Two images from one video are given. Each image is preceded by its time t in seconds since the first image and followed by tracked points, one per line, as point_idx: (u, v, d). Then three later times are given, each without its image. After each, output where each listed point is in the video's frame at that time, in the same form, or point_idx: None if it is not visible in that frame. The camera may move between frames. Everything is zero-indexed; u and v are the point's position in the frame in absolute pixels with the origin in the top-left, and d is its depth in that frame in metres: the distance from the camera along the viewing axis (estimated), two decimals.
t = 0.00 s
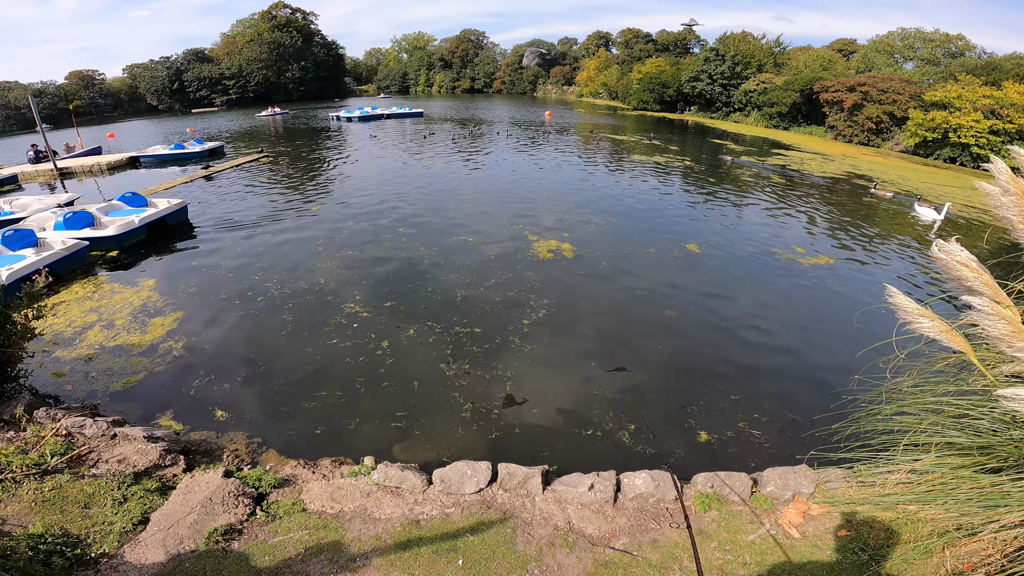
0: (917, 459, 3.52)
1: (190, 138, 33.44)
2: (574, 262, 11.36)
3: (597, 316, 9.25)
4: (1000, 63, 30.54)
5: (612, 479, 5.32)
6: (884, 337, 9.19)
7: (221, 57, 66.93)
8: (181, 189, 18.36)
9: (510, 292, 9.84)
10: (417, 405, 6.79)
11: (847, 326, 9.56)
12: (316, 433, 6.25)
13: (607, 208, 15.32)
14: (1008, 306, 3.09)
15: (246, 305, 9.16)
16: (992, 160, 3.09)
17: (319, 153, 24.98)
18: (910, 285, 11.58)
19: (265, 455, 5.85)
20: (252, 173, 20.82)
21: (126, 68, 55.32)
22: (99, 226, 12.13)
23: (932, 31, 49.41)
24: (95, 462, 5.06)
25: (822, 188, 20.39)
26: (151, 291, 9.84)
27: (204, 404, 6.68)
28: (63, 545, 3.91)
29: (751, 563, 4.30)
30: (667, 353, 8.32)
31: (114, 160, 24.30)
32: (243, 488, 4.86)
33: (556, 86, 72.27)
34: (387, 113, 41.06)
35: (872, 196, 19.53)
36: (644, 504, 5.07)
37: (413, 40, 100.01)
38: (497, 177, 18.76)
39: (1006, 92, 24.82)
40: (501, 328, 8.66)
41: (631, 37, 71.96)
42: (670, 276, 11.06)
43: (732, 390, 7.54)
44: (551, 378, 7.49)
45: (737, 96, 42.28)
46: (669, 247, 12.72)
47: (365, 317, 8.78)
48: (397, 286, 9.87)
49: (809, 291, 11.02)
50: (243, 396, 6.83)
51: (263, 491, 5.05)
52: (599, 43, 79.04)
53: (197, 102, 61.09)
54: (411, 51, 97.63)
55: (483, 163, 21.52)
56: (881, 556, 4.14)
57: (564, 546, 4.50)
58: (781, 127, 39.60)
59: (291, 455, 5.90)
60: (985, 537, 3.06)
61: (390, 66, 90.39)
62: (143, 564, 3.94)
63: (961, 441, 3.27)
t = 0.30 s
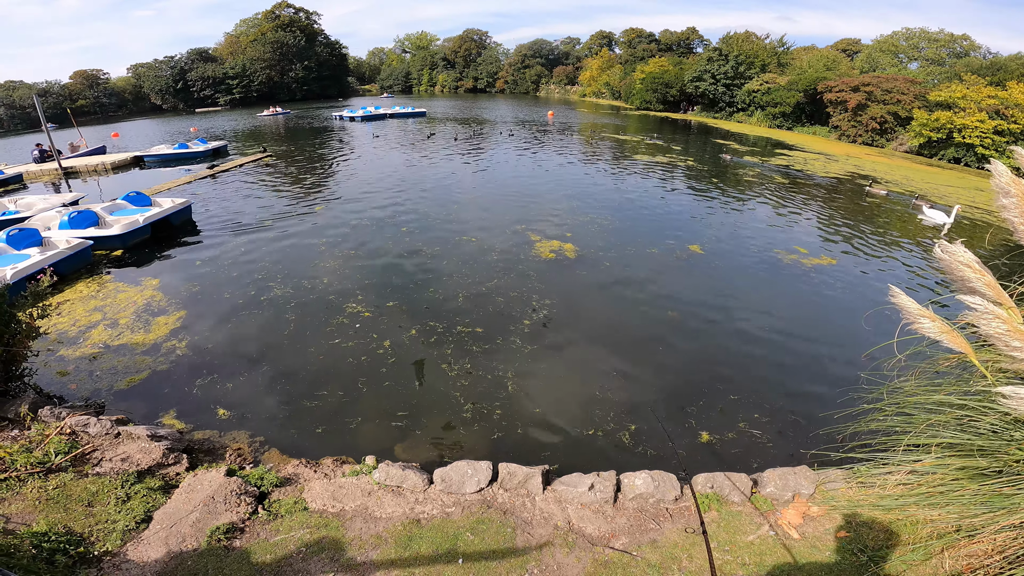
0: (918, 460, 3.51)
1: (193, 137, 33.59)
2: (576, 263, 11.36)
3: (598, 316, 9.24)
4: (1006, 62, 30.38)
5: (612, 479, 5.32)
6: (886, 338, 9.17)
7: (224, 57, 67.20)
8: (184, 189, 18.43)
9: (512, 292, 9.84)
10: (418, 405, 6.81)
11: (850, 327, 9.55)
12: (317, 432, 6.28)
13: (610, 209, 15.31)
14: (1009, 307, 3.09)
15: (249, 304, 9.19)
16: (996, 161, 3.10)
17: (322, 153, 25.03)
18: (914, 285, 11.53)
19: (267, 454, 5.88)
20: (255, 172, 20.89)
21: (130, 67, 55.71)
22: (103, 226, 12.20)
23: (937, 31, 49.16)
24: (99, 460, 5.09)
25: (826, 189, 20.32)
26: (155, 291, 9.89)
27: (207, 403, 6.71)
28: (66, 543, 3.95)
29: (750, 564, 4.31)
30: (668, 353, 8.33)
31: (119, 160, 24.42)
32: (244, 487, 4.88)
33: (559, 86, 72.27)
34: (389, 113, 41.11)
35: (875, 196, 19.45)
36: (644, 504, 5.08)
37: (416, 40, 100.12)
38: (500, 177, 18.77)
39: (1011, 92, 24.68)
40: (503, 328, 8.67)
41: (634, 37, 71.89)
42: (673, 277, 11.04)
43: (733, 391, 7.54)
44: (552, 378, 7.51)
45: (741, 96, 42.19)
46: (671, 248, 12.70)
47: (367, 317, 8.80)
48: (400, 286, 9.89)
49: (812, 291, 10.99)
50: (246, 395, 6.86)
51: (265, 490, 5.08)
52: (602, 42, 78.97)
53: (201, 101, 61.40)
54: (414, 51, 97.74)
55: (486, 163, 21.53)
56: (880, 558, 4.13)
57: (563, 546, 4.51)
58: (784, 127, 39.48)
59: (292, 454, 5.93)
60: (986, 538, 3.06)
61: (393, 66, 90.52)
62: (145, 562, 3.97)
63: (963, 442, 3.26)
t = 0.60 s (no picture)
0: (917, 466, 3.48)
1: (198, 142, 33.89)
2: (576, 269, 11.36)
3: (598, 322, 9.24)
4: (1008, 66, 30.34)
5: (608, 485, 5.30)
6: (888, 344, 9.13)
7: (230, 62, 67.81)
8: (188, 193, 18.57)
9: (512, 298, 9.85)
10: (416, 410, 6.82)
11: (852, 333, 9.50)
12: (314, 436, 6.29)
13: (611, 214, 15.33)
14: (1009, 313, 3.07)
15: (250, 309, 9.24)
16: (1001, 165, 3.07)
17: (325, 158, 25.17)
18: (916, 291, 11.48)
19: (264, 458, 5.90)
20: (259, 178, 21.03)
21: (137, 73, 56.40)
22: (107, 229, 12.31)
23: (939, 35, 49.16)
24: (97, 462, 5.12)
25: (828, 194, 20.29)
26: (157, 295, 9.96)
27: (206, 407, 6.74)
28: (61, 543, 3.97)
29: (745, 570, 4.28)
30: (667, 359, 8.32)
31: (124, 164, 24.63)
32: (241, 490, 4.90)
33: (562, 92, 72.60)
34: (393, 118, 41.36)
35: (878, 202, 19.39)
36: (640, 510, 5.06)
37: (419, 46, 100.86)
38: (501, 182, 18.84)
39: (1014, 96, 24.64)
40: (502, 334, 8.68)
41: (636, 42, 72.20)
42: (673, 283, 11.03)
43: (732, 396, 7.51)
44: (551, 384, 7.51)
45: (743, 102, 42.25)
46: (672, 253, 12.69)
47: (367, 322, 8.82)
48: (400, 292, 9.92)
49: (813, 297, 10.95)
50: (244, 399, 6.89)
51: (261, 493, 5.09)
52: (605, 48, 79.34)
53: (206, 106, 61.99)
54: (418, 57, 98.44)
55: (488, 169, 21.60)
56: (878, 564, 4.07)
57: (558, 551, 4.50)
58: (787, 132, 39.47)
59: (289, 458, 5.94)
60: (985, 545, 3.02)
61: (397, 72, 91.12)
62: (140, 564, 3.98)
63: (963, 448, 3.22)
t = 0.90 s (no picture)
0: (934, 478, 3.42)
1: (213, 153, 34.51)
2: (587, 283, 11.35)
3: (608, 336, 9.22)
4: (1019, 77, 30.23)
5: (620, 497, 5.24)
6: (902, 358, 9.03)
7: (244, 73, 69.22)
8: (203, 204, 18.85)
9: (523, 312, 9.85)
10: (426, 421, 6.81)
11: (866, 347, 9.39)
12: (323, 446, 6.30)
13: (621, 228, 15.36)
14: None
15: (262, 320, 9.32)
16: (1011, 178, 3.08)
17: (337, 171, 25.45)
18: (930, 305, 11.36)
19: (274, 467, 5.91)
20: (272, 189, 21.34)
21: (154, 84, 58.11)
22: (124, 239, 12.52)
23: (948, 46, 49.07)
24: (109, 470, 5.15)
25: (839, 207, 20.21)
26: (171, 304, 10.08)
27: (217, 416, 6.78)
28: (71, 549, 3.99)
29: None
30: (678, 373, 8.27)
31: (141, 174, 25.10)
32: (252, 499, 4.90)
33: (570, 105, 73.22)
34: (403, 132, 41.92)
35: (890, 215, 19.28)
36: (652, 523, 5.00)
37: (429, 59, 102.40)
38: (512, 196, 18.98)
39: None
40: (512, 347, 8.67)
41: (645, 55, 72.82)
42: (684, 297, 10.98)
43: (742, 410, 7.46)
44: (561, 397, 7.48)
45: (752, 114, 42.36)
46: (682, 267, 12.65)
47: (378, 334, 8.86)
48: (411, 304, 9.97)
49: (825, 311, 10.86)
50: (256, 409, 6.92)
51: (272, 502, 5.08)
52: (613, 61, 80.07)
53: (221, 117, 63.41)
54: (428, 71, 99.96)
55: (498, 182, 21.73)
56: None
57: (569, 563, 4.44)
58: (796, 145, 39.46)
59: (299, 467, 5.95)
60: (1005, 557, 2.96)
61: (408, 85, 92.41)
62: (149, 571, 3.98)
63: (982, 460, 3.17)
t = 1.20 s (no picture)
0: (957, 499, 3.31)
1: (239, 169, 35.62)
2: (602, 304, 11.29)
3: (623, 357, 9.17)
4: None
5: (631, 519, 5.16)
6: (927, 382, 8.81)
7: (270, 89, 71.53)
8: (226, 219, 19.38)
9: (537, 332, 9.84)
10: (437, 438, 6.82)
11: (888, 372, 9.17)
12: (334, 460, 6.35)
13: (637, 250, 15.34)
14: None
15: (280, 334, 9.48)
16: None
17: (357, 189, 25.96)
18: (957, 329, 11.06)
19: (285, 480, 5.97)
20: (294, 206, 21.88)
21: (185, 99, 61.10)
22: (150, 251, 12.93)
23: (971, 63, 48.33)
24: (121, 476, 5.25)
25: (861, 229, 19.91)
26: (192, 316, 10.32)
27: (231, 426, 6.89)
28: (75, 554, 4.06)
29: None
30: (693, 395, 8.17)
31: (169, 188, 25.92)
32: (260, 509, 4.95)
33: (588, 126, 73.86)
34: (423, 150, 42.76)
35: (914, 237, 18.91)
36: (663, 545, 4.91)
37: (449, 79, 104.62)
38: (528, 216, 19.14)
39: None
40: (526, 367, 8.66)
41: (662, 76, 73.45)
42: (701, 320, 10.87)
43: (758, 432, 7.35)
44: (574, 417, 7.45)
45: (771, 134, 42.20)
46: (699, 290, 12.53)
47: (393, 351, 8.93)
48: (426, 322, 10.05)
49: (846, 335, 10.67)
50: (269, 421, 7.02)
51: (280, 513, 5.12)
52: (630, 81, 80.81)
53: (248, 133, 65.73)
54: (448, 90, 102.13)
55: (515, 202, 21.94)
56: None
57: None
58: (816, 165, 39.09)
59: (310, 480, 6.00)
60: None
61: (428, 104, 94.42)
62: None
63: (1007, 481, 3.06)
